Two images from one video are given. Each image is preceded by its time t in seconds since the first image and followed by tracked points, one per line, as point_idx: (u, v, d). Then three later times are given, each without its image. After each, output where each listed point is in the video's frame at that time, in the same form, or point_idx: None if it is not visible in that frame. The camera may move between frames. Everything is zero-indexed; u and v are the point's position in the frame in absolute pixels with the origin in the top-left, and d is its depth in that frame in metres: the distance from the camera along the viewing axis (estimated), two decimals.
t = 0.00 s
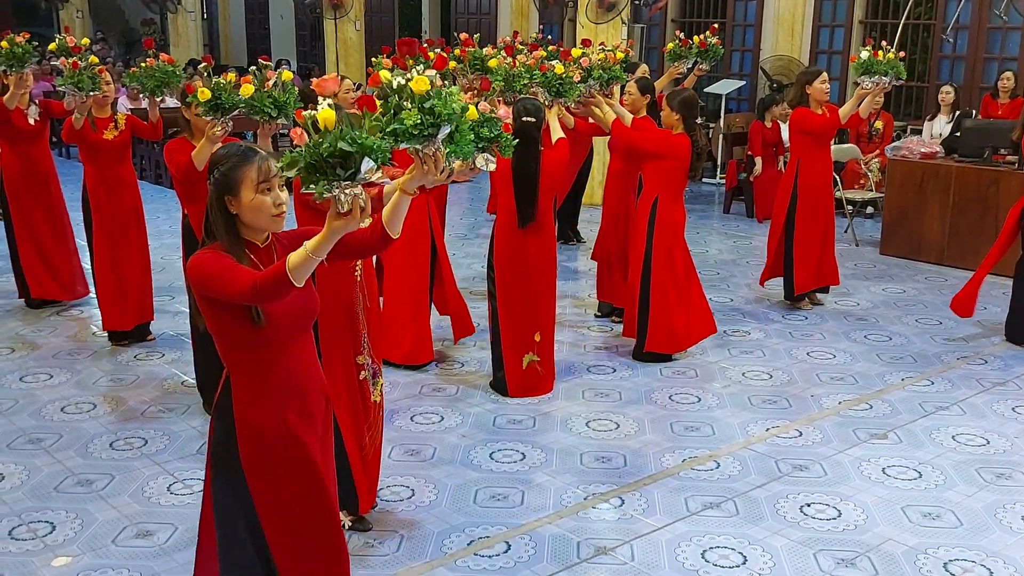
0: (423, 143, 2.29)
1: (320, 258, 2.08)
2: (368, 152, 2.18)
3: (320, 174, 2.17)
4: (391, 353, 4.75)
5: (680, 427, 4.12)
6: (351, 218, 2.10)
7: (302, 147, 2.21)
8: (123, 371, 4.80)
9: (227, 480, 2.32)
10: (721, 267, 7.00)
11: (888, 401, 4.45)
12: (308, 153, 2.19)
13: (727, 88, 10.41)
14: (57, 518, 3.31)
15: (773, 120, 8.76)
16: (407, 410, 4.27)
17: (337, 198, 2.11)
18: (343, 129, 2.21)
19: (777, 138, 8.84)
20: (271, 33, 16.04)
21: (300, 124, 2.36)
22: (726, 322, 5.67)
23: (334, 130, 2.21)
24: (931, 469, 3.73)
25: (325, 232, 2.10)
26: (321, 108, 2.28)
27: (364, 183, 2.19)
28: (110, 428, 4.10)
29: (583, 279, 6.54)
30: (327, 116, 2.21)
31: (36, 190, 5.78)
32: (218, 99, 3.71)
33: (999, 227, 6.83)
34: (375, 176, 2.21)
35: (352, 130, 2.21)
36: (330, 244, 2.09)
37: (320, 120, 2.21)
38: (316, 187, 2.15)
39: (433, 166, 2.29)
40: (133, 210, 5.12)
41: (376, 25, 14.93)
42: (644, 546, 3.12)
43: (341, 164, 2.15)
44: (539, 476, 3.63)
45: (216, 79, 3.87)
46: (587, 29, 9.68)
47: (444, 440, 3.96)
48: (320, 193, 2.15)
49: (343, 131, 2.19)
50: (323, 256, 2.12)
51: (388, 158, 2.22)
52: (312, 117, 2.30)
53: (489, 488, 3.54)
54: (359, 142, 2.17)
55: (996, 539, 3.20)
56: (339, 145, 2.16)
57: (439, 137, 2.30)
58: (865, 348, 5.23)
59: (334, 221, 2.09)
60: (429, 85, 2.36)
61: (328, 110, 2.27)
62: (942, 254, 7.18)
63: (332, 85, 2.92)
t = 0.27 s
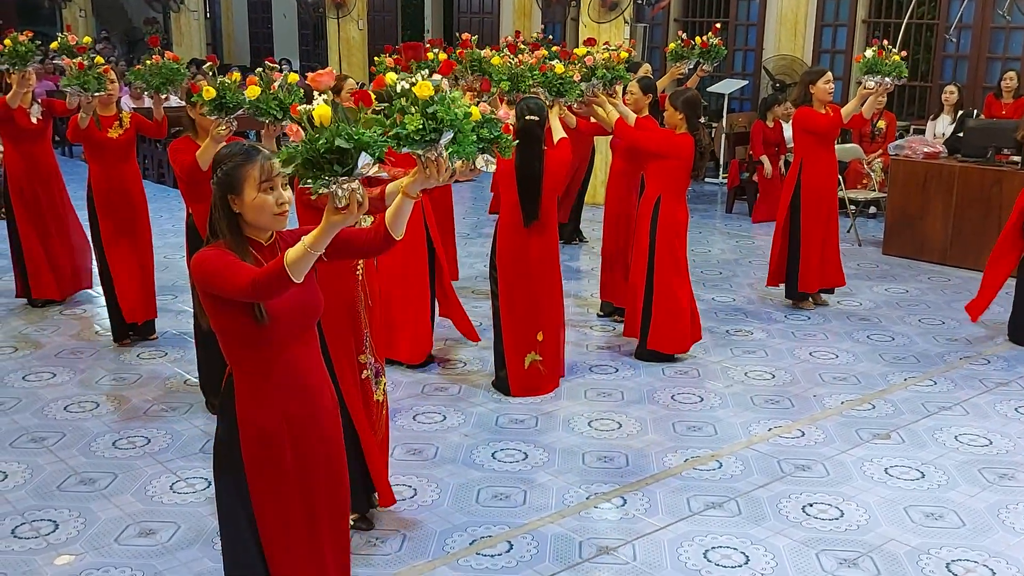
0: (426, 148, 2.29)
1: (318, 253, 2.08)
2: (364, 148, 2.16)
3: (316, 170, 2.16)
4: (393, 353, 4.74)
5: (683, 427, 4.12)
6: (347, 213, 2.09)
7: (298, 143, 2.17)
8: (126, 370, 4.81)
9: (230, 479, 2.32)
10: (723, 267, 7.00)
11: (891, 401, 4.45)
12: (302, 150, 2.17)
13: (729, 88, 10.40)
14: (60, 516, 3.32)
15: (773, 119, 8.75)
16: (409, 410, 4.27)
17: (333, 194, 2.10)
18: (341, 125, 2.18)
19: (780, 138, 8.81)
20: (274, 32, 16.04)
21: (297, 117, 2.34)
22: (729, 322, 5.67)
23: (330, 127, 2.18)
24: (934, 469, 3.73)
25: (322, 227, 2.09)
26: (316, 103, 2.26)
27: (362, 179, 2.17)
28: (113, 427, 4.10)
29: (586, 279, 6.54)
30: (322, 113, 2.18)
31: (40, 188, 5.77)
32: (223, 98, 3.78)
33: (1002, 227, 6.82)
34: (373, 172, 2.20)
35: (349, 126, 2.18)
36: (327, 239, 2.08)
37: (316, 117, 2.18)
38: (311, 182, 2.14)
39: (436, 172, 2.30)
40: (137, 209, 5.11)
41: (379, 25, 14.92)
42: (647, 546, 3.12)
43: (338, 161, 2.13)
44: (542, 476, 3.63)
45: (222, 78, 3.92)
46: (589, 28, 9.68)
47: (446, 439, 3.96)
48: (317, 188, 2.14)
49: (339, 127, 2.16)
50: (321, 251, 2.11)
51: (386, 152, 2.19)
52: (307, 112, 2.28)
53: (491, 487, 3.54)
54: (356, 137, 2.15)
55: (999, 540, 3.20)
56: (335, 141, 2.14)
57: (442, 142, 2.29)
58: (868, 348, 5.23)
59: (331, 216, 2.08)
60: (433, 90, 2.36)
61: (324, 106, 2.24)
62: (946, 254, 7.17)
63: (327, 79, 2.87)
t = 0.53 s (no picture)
0: (428, 148, 2.30)
1: (319, 252, 2.09)
2: (368, 151, 2.16)
3: (318, 172, 2.15)
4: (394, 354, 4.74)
5: (686, 427, 4.12)
6: (348, 215, 2.10)
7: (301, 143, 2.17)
8: (130, 369, 4.82)
9: (235, 479, 2.33)
10: (728, 267, 7.00)
11: (895, 401, 4.45)
12: (307, 150, 2.15)
13: (734, 88, 10.40)
14: (64, 515, 3.33)
15: (778, 119, 8.79)
16: (413, 410, 4.28)
17: (335, 195, 2.11)
18: (345, 127, 2.17)
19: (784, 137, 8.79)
20: (279, 32, 16.05)
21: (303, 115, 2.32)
22: (733, 322, 5.67)
23: (335, 129, 2.17)
24: (938, 469, 3.73)
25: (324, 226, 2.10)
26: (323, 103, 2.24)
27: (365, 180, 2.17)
28: (117, 426, 4.11)
29: (590, 279, 6.54)
30: (327, 115, 2.16)
31: (46, 187, 5.78)
32: (229, 99, 3.79)
33: (1007, 227, 6.81)
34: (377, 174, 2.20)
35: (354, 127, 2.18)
36: (327, 238, 2.09)
37: (322, 118, 2.16)
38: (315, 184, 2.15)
39: (439, 171, 2.30)
40: (144, 208, 5.11)
41: (385, 25, 14.94)
42: (650, 546, 3.12)
43: (341, 164, 2.12)
44: (545, 476, 3.63)
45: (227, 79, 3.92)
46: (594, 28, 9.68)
47: (450, 439, 3.97)
48: (319, 190, 2.14)
49: (343, 129, 2.16)
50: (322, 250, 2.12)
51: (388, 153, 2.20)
52: (314, 110, 2.26)
53: (495, 487, 3.54)
54: (359, 141, 2.15)
55: (1003, 540, 3.19)
56: (338, 145, 2.14)
57: (443, 142, 2.30)
58: (872, 349, 5.22)
59: (333, 217, 2.09)
60: (433, 92, 2.37)
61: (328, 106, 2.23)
62: (951, 255, 7.16)
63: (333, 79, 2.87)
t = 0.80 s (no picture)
0: (431, 153, 2.30)
1: (323, 253, 2.10)
2: (372, 152, 2.17)
3: (323, 172, 2.16)
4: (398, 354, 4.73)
5: (690, 427, 4.12)
6: (353, 215, 2.10)
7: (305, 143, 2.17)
8: (135, 368, 4.83)
9: (240, 478, 2.33)
10: (732, 267, 6.99)
11: (899, 401, 4.44)
12: (311, 150, 2.16)
13: (739, 87, 10.38)
14: (69, 514, 3.33)
15: (782, 119, 8.85)
16: (416, 409, 4.28)
17: (340, 196, 2.12)
18: (349, 127, 2.19)
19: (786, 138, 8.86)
20: (284, 31, 16.04)
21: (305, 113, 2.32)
22: (737, 322, 5.67)
23: (340, 129, 2.18)
24: (942, 470, 3.72)
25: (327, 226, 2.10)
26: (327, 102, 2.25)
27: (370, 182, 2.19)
28: (122, 425, 4.12)
29: (594, 278, 6.54)
30: (332, 115, 2.17)
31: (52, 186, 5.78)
32: (235, 101, 3.83)
33: (1012, 227, 6.80)
34: (381, 175, 2.21)
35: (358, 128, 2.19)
36: (332, 239, 2.10)
37: (326, 117, 2.17)
38: (320, 184, 2.16)
39: (443, 173, 2.29)
40: (151, 206, 5.10)
41: (389, 25, 14.96)
42: (654, 546, 3.12)
43: (345, 165, 2.14)
44: (549, 476, 3.63)
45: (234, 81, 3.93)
46: (598, 27, 9.68)
47: (454, 438, 3.97)
48: (324, 190, 2.16)
49: (348, 130, 2.17)
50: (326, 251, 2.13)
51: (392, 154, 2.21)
52: (317, 109, 2.27)
53: (498, 487, 3.54)
54: (364, 142, 2.17)
55: (1007, 541, 3.19)
56: (344, 145, 2.15)
57: (447, 146, 2.30)
58: (876, 349, 5.21)
59: (337, 217, 2.10)
60: (435, 96, 2.37)
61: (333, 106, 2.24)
62: (955, 256, 7.15)
63: (338, 79, 2.95)
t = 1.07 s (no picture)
0: (433, 159, 2.28)
1: (322, 253, 2.11)
2: (371, 153, 2.19)
3: (322, 172, 2.20)
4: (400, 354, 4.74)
5: (693, 427, 4.11)
6: (352, 215, 2.11)
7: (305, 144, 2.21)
8: (139, 368, 4.84)
9: (240, 477, 2.33)
10: (735, 267, 6.98)
11: (903, 401, 4.43)
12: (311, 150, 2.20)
13: (743, 87, 10.37)
14: (72, 514, 3.34)
15: (783, 119, 8.78)
16: (419, 409, 4.28)
17: (338, 196, 2.13)
18: (349, 129, 2.22)
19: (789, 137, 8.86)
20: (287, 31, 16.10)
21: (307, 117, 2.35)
22: (741, 322, 5.66)
23: (339, 130, 2.22)
24: (946, 470, 3.71)
25: (326, 225, 2.11)
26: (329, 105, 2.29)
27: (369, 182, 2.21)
28: (126, 424, 4.13)
29: (598, 278, 6.54)
30: (332, 116, 2.22)
31: (57, 186, 5.79)
32: (240, 104, 3.83)
33: (1016, 227, 6.78)
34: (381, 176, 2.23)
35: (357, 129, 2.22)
36: (332, 239, 2.10)
37: (326, 119, 2.22)
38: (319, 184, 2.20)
39: (444, 179, 2.29)
40: (156, 206, 5.12)
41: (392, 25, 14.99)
42: (657, 546, 3.12)
43: (345, 166, 2.17)
44: (551, 476, 3.63)
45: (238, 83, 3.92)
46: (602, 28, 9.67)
47: (456, 438, 3.97)
48: (323, 191, 2.19)
49: (347, 131, 2.21)
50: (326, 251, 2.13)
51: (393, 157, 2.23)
52: (317, 112, 2.33)
53: (502, 486, 3.54)
54: (363, 142, 2.20)
55: (1011, 541, 3.18)
56: (342, 145, 2.19)
57: (448, 152, 2.28)
58: (881, 349, 5.21)
59: (336, 217, 2.10)
60: (438, 101, 2.34)
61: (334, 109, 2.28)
62: (960, 256, 7.13)
63: (338, 83, 2.98)
